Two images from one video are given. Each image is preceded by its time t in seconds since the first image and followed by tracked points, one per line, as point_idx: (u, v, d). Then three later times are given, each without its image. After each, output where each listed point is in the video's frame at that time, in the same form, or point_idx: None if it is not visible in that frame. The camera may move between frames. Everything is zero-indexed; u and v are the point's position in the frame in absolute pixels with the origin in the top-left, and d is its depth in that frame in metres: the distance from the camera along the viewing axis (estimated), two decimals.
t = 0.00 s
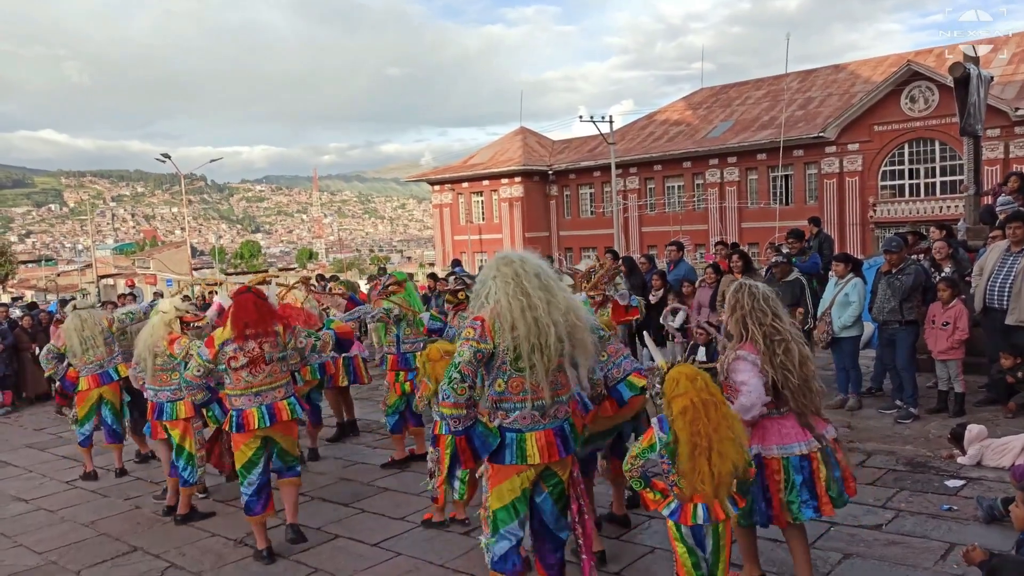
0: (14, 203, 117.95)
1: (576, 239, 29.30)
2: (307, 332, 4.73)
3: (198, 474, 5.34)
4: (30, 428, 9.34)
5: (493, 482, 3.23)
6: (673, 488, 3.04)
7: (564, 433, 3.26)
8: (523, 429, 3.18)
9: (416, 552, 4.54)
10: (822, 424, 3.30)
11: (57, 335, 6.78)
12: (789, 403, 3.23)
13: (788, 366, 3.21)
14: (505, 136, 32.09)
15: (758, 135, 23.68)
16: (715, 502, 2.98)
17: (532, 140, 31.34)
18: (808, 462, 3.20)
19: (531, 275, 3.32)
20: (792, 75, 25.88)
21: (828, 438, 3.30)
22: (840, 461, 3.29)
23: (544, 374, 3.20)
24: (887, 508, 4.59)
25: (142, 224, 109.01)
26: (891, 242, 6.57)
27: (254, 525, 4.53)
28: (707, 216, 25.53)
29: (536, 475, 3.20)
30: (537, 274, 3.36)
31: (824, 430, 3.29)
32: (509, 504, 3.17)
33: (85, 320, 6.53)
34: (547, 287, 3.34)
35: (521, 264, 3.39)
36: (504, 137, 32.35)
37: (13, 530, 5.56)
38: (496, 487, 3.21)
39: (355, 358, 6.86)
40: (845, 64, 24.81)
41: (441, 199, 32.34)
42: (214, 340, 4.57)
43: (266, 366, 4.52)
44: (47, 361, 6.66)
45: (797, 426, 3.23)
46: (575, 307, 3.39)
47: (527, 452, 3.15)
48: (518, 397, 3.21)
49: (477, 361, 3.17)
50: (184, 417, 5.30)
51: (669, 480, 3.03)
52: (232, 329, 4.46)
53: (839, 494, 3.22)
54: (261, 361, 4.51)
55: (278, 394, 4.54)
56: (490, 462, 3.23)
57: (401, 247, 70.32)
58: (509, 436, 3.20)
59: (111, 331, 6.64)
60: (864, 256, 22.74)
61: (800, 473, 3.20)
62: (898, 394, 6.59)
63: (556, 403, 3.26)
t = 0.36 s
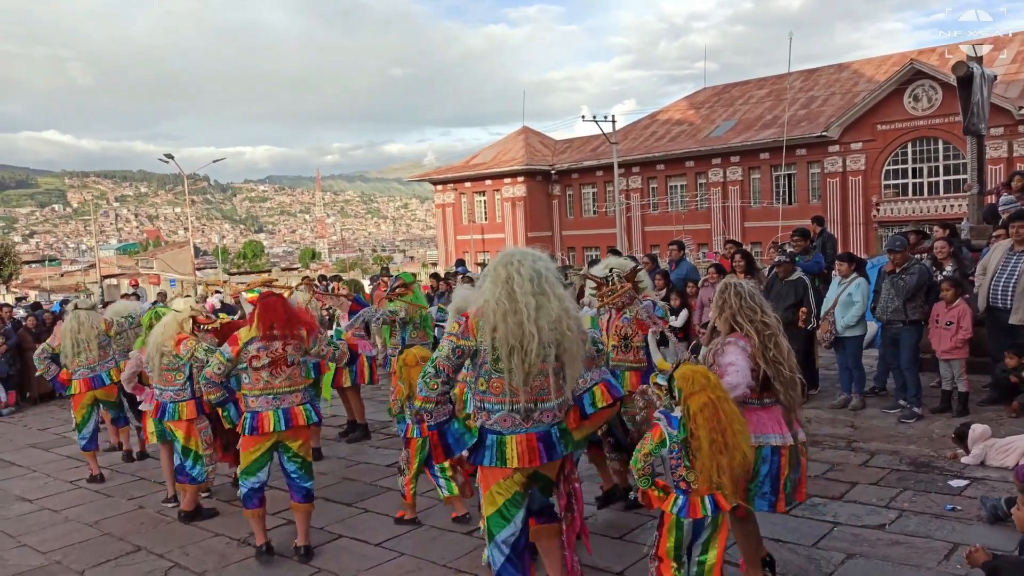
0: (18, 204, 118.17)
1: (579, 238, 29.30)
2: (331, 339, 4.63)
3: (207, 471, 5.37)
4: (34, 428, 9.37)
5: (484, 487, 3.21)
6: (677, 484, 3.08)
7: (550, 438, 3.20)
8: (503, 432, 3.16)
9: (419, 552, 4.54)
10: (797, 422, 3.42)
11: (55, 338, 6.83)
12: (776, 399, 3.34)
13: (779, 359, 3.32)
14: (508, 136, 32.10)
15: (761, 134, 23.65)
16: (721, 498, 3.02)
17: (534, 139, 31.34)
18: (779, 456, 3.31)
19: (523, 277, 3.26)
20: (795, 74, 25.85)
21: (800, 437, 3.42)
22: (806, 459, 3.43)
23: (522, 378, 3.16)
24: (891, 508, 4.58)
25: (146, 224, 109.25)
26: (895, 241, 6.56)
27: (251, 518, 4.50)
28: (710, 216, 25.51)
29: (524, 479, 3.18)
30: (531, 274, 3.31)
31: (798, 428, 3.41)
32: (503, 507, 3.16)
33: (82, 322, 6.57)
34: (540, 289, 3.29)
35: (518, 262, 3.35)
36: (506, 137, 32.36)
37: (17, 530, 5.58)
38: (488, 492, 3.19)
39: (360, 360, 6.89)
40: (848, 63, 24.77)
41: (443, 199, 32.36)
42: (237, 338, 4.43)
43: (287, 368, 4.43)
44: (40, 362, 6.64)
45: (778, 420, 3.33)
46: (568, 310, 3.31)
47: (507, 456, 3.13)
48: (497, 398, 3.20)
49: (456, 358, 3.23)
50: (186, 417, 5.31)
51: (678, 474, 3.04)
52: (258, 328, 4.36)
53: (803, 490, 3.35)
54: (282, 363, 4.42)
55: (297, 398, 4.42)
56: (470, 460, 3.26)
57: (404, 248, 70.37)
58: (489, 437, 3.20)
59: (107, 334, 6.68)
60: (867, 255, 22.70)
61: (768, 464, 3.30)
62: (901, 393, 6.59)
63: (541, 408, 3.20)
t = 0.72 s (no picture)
0: (22, 203, 118.41)
1: (582, 238, 29.29)
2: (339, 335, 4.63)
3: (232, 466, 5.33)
4: (38, 428, 9.41)
5: (483, 484, 3.21)
6: (670, 485, 3.07)
7: (546, 440, 3.18)
8: (498, 430, 3.19)
9: (422, 552, 4.54)
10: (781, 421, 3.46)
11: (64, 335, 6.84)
12: (761, 391, 3.37)
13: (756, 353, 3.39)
14: (511, 135, 32.10)
15: (765, 134, 23.61)
16: (715, 498, 3.03)
17: (537, 139, 31.34)
18: (776, 454, 3.32)
19: (520, 283, 3.22)
20: (798, 74, 25.81)
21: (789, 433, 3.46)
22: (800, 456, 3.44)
23: (515, 381, 3.17)
24: (894, 509, 4.57)
25: (150, 224, 109.44)
26: (899, 241, 6.54)
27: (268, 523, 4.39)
28: (713, 216, 25.49)
29: (522, 478, 3.16)
30: (532, 278, 3.25)
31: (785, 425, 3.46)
32: (498, 505, 3.15)
33: (92, 321, 6.52)
34: (541, 294, 3.24)
35: (521, 264, 3.30)
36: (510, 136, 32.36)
37: (21, 529, 5.59)
38: (486, 488, 3.20)
39: (365, 359, 6.94)
40: (852, 63, 24.72)
41: (446, 199, 32.36)
42: (250, 332, 4.36)
43: (299, 365, 4.43)
44: (47, 358, 6.67)
45: (768, 417, 3.38)
46: (569, 317, 3.26)
47: (500, 453, 3.14)
48: (494, 397, 3.23)
49: (453, 356, 3.27)
50: (205, 416, 5.24)
51: (671, 475, 3.05)
52: (272, 324, 4.30)
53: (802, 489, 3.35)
54: (296, 359, 4.41)
55: (308, 394, 4.43)
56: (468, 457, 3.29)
57: (406, 248, 70.42)
58: (486, 435, 3.23)
59: (116, 334, 6.65)
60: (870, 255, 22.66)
61: (770, 464, 3.30)
62: (904, 393, 6.58)
63: (538, 409, 3.19)
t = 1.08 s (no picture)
0: (26, 202, 118.66)
1: (585, 238, 29.28)
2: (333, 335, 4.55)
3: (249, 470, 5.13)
4: (42, 426, 9.43)
5: (494, 471, 3.19)
6: (636, 479, 3.16)
7: (570, 436, 3.16)
8: (524, 429, 3.13)
9: (424, 552, 4.54)
10: (764, 413, 3.53)
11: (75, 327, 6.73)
12: (737, 386, 3.49)
13: (717, 355, 3.49)
14: (514, 135, 32.09)
15: (768, 134, 23.58)
16: (676, 488, 3.16)
17: (540, 139, 31.32)
18: (763, 449, 3.39)
19: (539, 281, 3.15)
20: (802, 74, 25.76)
21: (775, 423, 3.51)
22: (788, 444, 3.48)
23: (546, 382, 3.11)
24: (896, 510, 4.56)
25: (153, 223, 109.62)
26: (902, 242, 6.52)
27: (281, 527, 4.39)
28: (717, 216, 25.46)
29: (539, 474, 3.13)
30: (547, 276, 3.18)
31: (770, 417, 3.52)
32: (503, 491, 3.14)
33: (108, 316, 6.49)
34: (557, 290, 3.19)
35: (533, 263, 3.21)
36: (513, 136, 32.35)
37: (25, 527, 5.61)
38: (497, 474, 3.17)
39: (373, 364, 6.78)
40: (856, 63, 24.67)
41: (449, 198, 32.36)
42: (238, 341, 4.39)
43: (290, 368, 4.36)
44: (67, 357, 6.59)
45: (749, 412, 3.46)
46: (588, 309, 3.25)
47: (527, 453, 3.10)
48: (522, 398, 3.15)
49: (478, 364, 3.14)
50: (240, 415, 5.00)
51: (636, 470, 3.14)
52: (256, 332, 4.30)
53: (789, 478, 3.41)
54: (286, 363, 4.36)
55: (303, 397, 4.39)
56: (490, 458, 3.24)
57: (409, 247, 70.46)
58: (510, 435, 3.16)
59: (132, 329, 6.59)
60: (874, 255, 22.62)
61: (758, 460, 3.37)
62: (907, 394, 6.55)
63: (565, 406, 3.17)
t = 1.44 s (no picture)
0: (31, 202, 118.99)
1: (589, 238, 29.27)
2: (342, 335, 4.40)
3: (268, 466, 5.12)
4: (48, 425, 9.47)
5: (506, 485, 3.15)
6: (629, 486, 3.25)
7: (580, 433, 3.17)
8: (536, 431, 3.10)
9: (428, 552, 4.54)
10: (734, 416, 3.78)
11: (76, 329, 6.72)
12: (711, 392, 3.69)
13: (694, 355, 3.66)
14: (518, 135, 32.10)
15: (772, 134, 23.55)
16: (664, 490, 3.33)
17: (544, 139, 31.32)
18: (734, 449, 3.68)
19: (539, 280, 3.12)
20: (806, 74, 25.72)
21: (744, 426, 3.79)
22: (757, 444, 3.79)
23: (557, 381, 3.08)
24: (901, 510, 4.55)
25: (158, 223, 109.86)
26: (906, 242, 6.51)
27: (284, 528, 4.45)
28: (720, 216, 25.43)
29: (552, 478, 3.11)
30: (545, 273, 3.17)
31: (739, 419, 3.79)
32: (525, 504, 3.09)
33: (111, 319, 6.49)
34: (557, 286, 3.16)
35: (529, 264, 3.20)
36: (516, 136, 32.36)
37: (30, 527, 5.62)
38: (511, 488, 3.13)
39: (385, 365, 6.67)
40: (860, 63, 24.62)
41: (453, 198, 32.37)
42: (246, 340, 4.34)
43: (295, 369, 4.29)
44: (68, 357, 6.46)
45: (720, 416, 3.72)
46: (588, 302, 3.24)
47: (541, 455, 3.07)
48: (533, 401, 3.11)
49: (487, 372, 3.07)
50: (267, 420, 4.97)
51: (627, 476, 3.26)
52: (262, 330, 4.24)
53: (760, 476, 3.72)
54: (290, 364, 4.27)
55: (308, 398, 4.32)
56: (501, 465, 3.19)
57: (413, 247, 70.47)
58: (522, 439, 3.12)
59: (134, 331, 6.58)
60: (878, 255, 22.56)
61: (728, 460, 3.66)
62: (912, 395, 6.54)
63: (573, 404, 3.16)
